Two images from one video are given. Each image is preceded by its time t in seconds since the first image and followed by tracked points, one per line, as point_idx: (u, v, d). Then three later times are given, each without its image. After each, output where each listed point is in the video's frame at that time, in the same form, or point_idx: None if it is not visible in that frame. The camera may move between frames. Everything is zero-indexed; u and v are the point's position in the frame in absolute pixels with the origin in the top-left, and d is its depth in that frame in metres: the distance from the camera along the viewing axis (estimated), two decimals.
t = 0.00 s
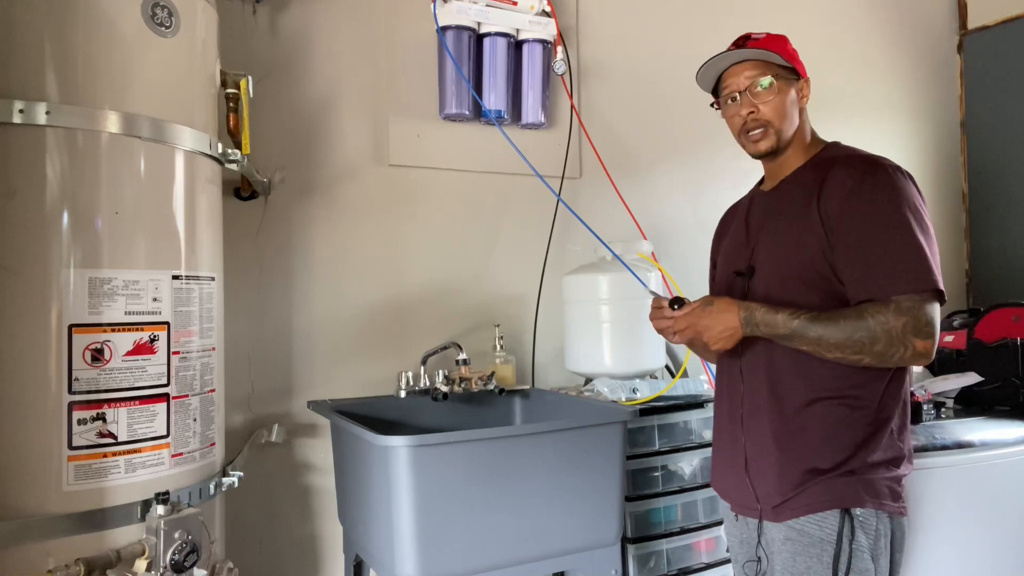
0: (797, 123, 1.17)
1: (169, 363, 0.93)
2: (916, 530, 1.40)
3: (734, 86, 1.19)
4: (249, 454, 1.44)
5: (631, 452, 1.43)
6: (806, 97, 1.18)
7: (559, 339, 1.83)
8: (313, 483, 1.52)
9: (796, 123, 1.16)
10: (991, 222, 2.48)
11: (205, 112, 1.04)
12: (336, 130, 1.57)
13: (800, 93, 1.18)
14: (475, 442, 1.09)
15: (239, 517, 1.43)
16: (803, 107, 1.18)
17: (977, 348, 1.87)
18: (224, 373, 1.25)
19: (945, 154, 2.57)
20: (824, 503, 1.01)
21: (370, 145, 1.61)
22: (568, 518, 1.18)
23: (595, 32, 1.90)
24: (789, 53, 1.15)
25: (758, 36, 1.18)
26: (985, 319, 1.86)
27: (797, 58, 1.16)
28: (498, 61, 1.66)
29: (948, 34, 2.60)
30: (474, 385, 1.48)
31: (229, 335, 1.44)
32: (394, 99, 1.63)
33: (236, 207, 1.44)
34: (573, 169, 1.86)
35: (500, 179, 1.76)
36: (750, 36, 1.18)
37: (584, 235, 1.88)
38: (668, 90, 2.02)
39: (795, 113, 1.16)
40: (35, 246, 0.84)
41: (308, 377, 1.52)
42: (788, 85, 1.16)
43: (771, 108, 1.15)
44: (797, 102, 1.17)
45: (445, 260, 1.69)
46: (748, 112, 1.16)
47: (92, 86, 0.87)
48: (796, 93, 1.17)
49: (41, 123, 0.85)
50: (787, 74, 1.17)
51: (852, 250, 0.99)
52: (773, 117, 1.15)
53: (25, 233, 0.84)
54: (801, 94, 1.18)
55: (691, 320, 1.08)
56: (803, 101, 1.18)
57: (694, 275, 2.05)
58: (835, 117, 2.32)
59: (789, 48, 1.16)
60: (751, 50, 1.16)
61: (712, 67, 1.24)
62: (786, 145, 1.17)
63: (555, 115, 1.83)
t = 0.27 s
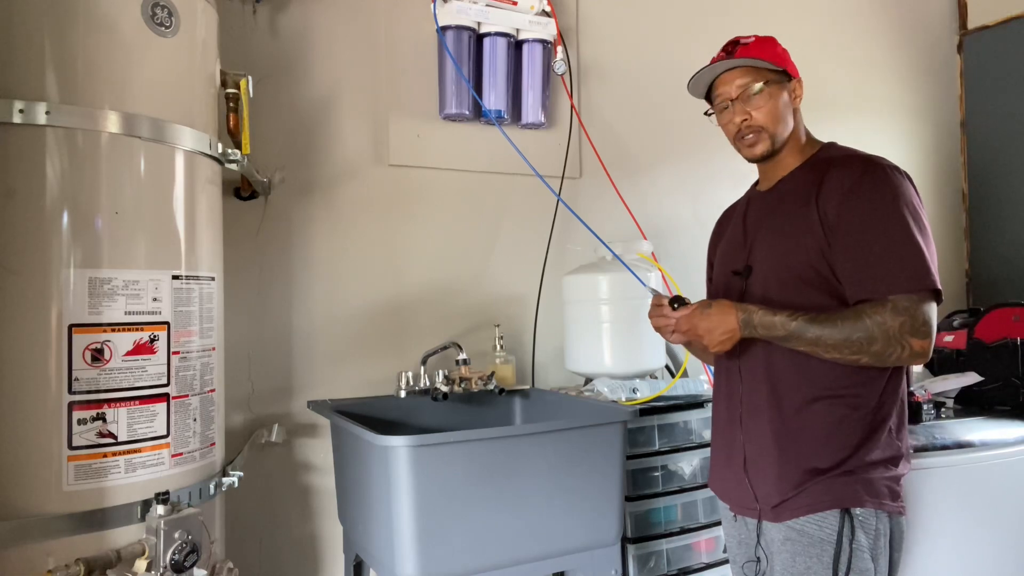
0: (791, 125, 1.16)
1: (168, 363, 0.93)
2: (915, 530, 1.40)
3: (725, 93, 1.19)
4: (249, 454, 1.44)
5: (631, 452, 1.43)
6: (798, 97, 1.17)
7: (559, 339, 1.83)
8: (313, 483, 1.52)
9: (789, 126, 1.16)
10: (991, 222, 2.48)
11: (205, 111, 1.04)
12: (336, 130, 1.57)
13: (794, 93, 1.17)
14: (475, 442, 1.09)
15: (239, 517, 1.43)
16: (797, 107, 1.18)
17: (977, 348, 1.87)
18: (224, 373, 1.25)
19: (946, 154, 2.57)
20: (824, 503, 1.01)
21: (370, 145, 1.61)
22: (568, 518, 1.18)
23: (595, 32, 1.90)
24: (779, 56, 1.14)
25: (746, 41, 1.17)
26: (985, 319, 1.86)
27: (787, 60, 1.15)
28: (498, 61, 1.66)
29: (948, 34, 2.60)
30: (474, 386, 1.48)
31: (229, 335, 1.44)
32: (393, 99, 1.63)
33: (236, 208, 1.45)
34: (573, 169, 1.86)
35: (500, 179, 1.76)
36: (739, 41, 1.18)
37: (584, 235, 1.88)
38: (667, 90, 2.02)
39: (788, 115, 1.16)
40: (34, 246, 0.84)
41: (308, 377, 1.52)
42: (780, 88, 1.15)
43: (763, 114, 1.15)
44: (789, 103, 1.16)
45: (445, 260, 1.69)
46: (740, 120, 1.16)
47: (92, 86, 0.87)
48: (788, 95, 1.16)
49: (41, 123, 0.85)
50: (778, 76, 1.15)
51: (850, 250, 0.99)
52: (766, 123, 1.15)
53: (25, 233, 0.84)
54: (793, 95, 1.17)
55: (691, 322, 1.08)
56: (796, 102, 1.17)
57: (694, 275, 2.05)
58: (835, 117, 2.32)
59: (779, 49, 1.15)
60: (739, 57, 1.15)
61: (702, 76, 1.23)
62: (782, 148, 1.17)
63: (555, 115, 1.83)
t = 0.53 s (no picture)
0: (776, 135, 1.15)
1: (168, 363, 0.93)
2: (913, 529, 1.40)
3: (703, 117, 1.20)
4: (249, 454, 1.44)
5: (631, 452, 1.43)
6: (781, 101, 1.14)
7: (559, 339, 1.83)
8: (313, 483, 1.52)
9: (775, 136, 1.15)
10: (991, 222, 2.48)
11: (205, 111, 1.04)
12: (336, 130, 1.57)
13: (775, 98, 1.14)
14: (475, 442, 1.09)
15: (239, 517, 1.43)
16: (781, 112, 1.15)
17: (977, 348, 1.87)
18: (224, 373, 1.25)
19: (946, 154, 2.57)
20: (822, 503, 1.01)
21: (370, 145, 1.61)
22: (568, 518, 1.18)
23: (595, 32, 1.90)
24: (745, 72, 1.12)
25: (714, 63, 1.17)
26: (985, 319, 1.86)
27: (759, 68, 1.13)
28: (498, 61, 1.66)
29: (948, 34, 2.60)
30: (474, 386, 1.48)
31: (229, 335, 1.44)
32: (393, 99, 1.63)
33: (236, 207, 1.44)
34: (573, 169, 1.86)
35: (500, 179, 1.76)
36: (710, 60, 1.18)
37: (583, 235, 1.88)
38: (667, 90, 2.02)
39: (771, 125, 1.14)
40: (35, 246, 0.84)
41: (308, 378, 1.52)
42: (754, 103, 1.13)
43: (741, 135, 1.15)
44: (770, 112, 1.14)
45: (445, 260, 1.69)
46: (722, 143, 1.18)
47: (92, 86, 0.87)
48: (767, 102, 1.14)
49: (41, 123, 0.85)
50: (751, 89, 1.13)
51: (848, 249, 0.99)
52: (747, 142, 1.15)
53: (24, 233, 0.84)
54: (773, 100, 1.14)
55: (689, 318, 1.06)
56: (779, 107, 1.14)
57: (694, 275, 2.05)
58: (835, 117, 2.32)
59: (749, 62, 1.13)
60: (705, 85, 1.16)
61: (684, 101, 1.25)
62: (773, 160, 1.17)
63: (555, 115, 1.83)
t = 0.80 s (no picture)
0: (767, 139, 1.15)
1: (168, 363, 0.93)
2: (913, 529, 1.40)
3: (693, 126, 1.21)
4: (249, 454, 1.44)
5: (631, 452, 1.43)
6: (768, 105, 1.14)
7: (559, 339, 1.83)
8: (313, 483, 1.52)
9: (765, 140, 1.15)
10: (991, 222, 2.48)
11: (205, 111, 1.04)
12: (336, 130, 1.57)
13: (764, 102, 1.14)
14: (474, 442, 1.09)
15: (239, 516, 1.43)
16: (772, 115, 1.15)
17: (978, 348, 1.87)
18: (223, 373, 1.25)
19: (946, 154, 2.56)
20: (822, 503, 1.01)
21: (370, 145, 1.61)
22: (568, 517, 1.18)
23: (595, 32, 1.90)
24: (730, 80, 1.13)
25: (700, 72, 1.18)
26: (986, 319, 1.86)
27: (743, 74, 1.13)
28: (498, 61, 1.66)
29: (948, 34, 2.60)
30: (474, 386, 1.48)
31: (229, 335, 1.44)
32: (394, 98, 1.63)
33: (236, 207, 1.44)
34: (573, 169, 1.86)
35: (500, 179, 1.76)
36: (696, 70, 1.19)
37: (583, 235, 1.88)
38: (667, 90, 2.02)
39: (761, 129, 1.14)
40: (35, 246, 0.84)
41: (308, 378, 1.52)
42: (741, 109, 1.14)
43: (731, 142, 1.16)
44: (759, 116, 1.14)
45: (445, 260, 1.69)
46: (713, 151, 1.19)
47: (92, 86, 0.87)
48: (753, 108, 1.14)
49: (41, 123, 0.85)
50: (738, 95, 1.14)
51: (841, 249, 0.99)
52: (738, 148, 1.16)
53: (24, 232, 0.84)
54: (760, 105, 1.14)
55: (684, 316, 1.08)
56: (768, 110, 1.14)
57: (694, 275, 2.05)
58: (835, 117, 2.32)
59: (733, 70, 1.14)
60: (691, 96, 1.17)
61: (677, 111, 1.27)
62: (765, 163, 1.17)
63: (555, 115, 1.83)
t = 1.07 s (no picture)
0: (764, 138, 1.15)
1: (168, 363, 0.93)
2: (913, 530, 1.40)
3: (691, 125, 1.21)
4: (249, 454, 1.44)
5: (631, 452, 1.43)
6: (765, 104, 1.14)
7: (559, 339, 1.83)
8: (313, 483, 1.52)
9: (762, 139, 1.15)
10: (991, 222, 2.48)
11: (205, 111, 1.04)
12: (336, 130, 1.57)
13: (761, 101, 1.14)
14: (473, 442, 1.09)
15: (239, 516, 1.43)
16: (769, 114, 1.14)
17: (978, 348, 1.87)
18: (223, 373, 1.25)
19: (946, 154, 2.56)
20: (820, 503, 1.01)
21: (370, 145, 1.61)
22: (568, 518, 1.18)
23: (595, 32, 1.90)
24: (727, 79, 1.13)
25: (697, 72, 1.18)
26: (985, 319, 1.86)
27: (740, 74, 1.13)
28: (498, 61, 1.66)
29: (948, 34, 2.60)
30: (474, 386, 1.48)
31: (229, 335, 1.44)
32: (394, 98, 1.63)
33: (235, 207, 1.44)
34: (573, 169, 1.86)
35: (500, 179, 1.76)
36: (693, 69, 1.20)
37: (583, 236, 1.88)
38: (668, 90, 2.02)
39: (758, 128, 1.14)
40: (35, 246, 0.84)
41: (308, 378, 1.52)
42: (738, 108, 1.14)
43: (729, 141, 1.16)
44: (757, 115, 1.14)
45: (445, 260, 1.69)
46: (711, 150, 1.20)
47: (92, 86, 0.87)
48: (750, 107, 1.14)
49: (41, 123, 0.85)
50: (735, 94, 1.14)
51: (837, 248, 0.99)
52: (736, 147, 1.16)
53: (25, 232, 0.84)
54: (757, 104, 1.14)
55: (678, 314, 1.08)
56: (765, 109, 1.14)
57: (694, 275, 2.05)
58: (835, 117, 2.32)
59: (730, 69, 1.14)
60: (688, 96, 1.17)
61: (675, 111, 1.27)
62: (763, 162, 1.17)
63: (555, 115, 1.83)
